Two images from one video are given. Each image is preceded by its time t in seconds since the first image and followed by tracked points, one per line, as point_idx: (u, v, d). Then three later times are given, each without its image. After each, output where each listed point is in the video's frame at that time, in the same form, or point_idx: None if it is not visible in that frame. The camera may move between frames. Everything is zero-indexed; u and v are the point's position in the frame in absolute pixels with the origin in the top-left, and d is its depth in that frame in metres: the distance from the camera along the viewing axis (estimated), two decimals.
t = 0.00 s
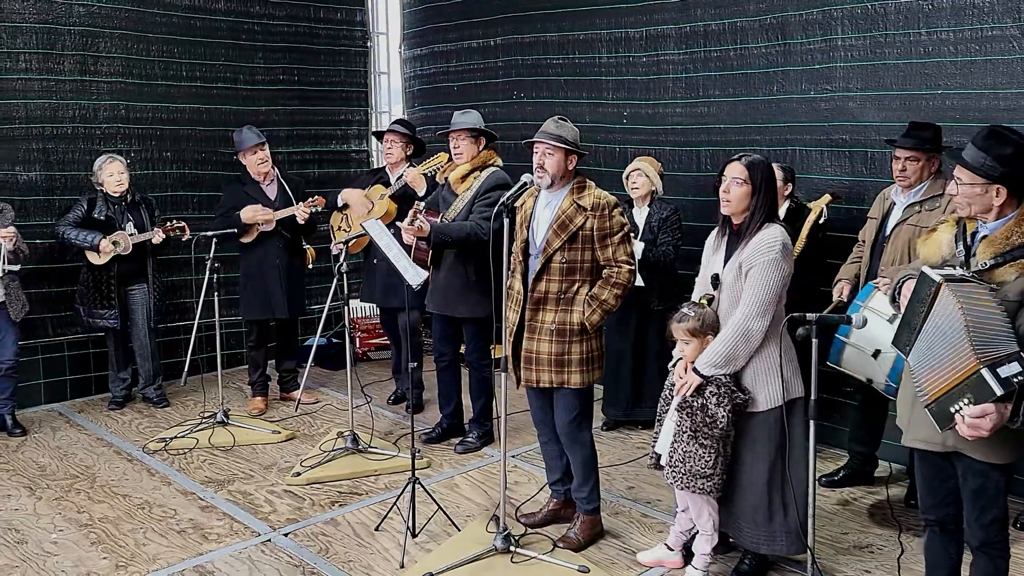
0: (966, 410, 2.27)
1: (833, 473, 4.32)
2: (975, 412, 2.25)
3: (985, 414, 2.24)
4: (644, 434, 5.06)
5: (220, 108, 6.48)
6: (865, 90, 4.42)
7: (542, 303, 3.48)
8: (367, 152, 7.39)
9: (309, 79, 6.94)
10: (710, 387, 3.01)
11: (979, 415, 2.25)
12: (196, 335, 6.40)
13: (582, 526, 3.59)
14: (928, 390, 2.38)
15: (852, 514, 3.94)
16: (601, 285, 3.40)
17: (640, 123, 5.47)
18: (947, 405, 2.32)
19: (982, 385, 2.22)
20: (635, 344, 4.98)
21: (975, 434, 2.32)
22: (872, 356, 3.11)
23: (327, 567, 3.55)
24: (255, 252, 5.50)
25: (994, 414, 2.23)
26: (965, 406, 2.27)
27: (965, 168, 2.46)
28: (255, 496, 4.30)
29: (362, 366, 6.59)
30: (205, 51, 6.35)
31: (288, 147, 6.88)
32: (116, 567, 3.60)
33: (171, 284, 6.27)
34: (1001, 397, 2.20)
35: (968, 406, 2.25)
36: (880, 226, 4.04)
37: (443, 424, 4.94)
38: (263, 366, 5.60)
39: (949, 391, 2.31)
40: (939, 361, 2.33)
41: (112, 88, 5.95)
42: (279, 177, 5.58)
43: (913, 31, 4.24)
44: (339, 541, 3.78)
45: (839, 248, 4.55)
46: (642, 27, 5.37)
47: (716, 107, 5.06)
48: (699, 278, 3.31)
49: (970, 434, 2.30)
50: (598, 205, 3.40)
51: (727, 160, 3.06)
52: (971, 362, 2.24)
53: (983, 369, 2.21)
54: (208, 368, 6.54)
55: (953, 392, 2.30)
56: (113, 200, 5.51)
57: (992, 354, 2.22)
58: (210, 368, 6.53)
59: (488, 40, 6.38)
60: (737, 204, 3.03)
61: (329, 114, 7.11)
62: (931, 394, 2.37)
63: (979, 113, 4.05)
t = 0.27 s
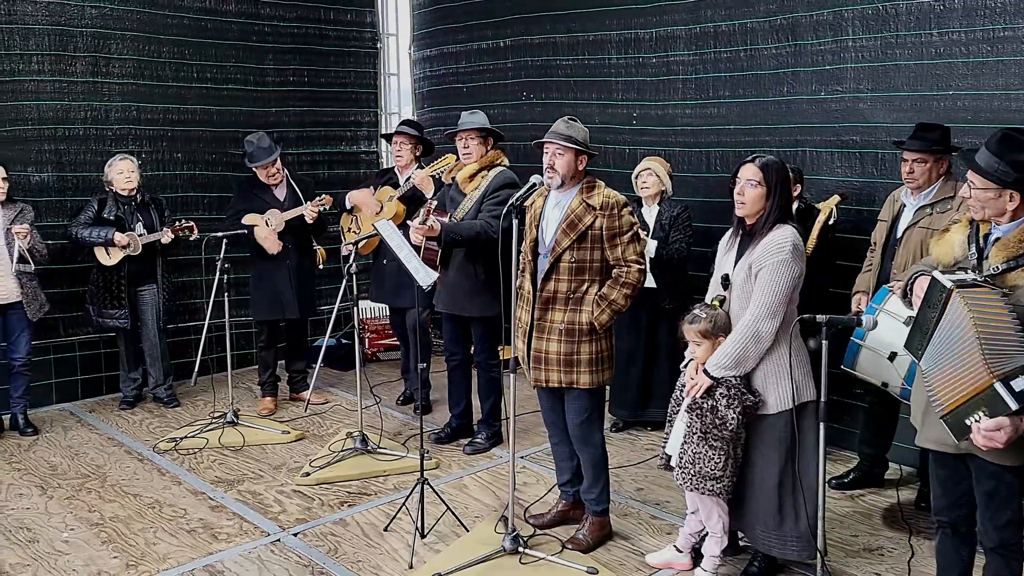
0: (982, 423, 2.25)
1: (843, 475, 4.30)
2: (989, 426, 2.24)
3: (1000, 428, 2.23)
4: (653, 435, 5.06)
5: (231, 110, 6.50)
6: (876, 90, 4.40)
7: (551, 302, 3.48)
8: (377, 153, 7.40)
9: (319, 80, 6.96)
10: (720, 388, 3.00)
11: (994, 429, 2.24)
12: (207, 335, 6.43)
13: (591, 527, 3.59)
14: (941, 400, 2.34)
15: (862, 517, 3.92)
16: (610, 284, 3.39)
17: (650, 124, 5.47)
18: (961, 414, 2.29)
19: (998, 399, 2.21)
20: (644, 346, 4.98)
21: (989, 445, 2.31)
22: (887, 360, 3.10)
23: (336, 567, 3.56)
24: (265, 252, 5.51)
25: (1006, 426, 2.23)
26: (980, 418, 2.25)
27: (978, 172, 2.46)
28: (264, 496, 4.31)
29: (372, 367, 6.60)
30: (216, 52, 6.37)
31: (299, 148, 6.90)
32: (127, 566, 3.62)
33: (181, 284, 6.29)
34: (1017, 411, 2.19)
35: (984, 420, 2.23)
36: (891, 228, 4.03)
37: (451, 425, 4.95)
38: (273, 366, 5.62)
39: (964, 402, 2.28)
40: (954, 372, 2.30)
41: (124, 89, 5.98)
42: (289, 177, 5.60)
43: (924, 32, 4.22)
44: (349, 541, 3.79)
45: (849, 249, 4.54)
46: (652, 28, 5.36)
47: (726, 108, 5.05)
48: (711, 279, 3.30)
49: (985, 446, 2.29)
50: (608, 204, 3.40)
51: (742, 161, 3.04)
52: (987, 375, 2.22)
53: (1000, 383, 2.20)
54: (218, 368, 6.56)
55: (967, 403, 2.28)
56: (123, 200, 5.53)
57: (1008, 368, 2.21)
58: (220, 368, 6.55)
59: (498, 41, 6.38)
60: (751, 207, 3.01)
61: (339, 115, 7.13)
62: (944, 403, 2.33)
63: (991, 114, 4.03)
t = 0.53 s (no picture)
0: (1002, 431, 2.19)
1: (853, 477, 4.28)
2: (1010, 432, 2.18)
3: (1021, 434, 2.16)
4: (663, 437, 5.05)
5: (242, 111, 6.53)
6: (887, 91, 4.39)
7: (564, 306, 3.47)
8: (387, 154, 7.42)
9: (329, 81, 6.98)
10: (732, 390, 3.00)
11: (1015, 436, 2.17)
12: (218, 335, 6.46)
13: (600, 528, 3.58)
14: (960, 412, 2.30)
15: (872, 519, 3.91)
16: (623, 287, 3.40)
17: (660, 124, 5.46)
18: (981, 425, 2.24)
19: (1015, 403, 2.16)
20: (654, 347, 4.97)
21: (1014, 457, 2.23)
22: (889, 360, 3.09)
23: (346, 567, 3.57)
24: (276, 253, 5.53)
25: None
26: (999, 426, 2.20)
27: (988, 172, 2.44)
28: (274, 496, 4.33)
29: (381, 368, 6.61)
30: (227, 54, 6.40)
31: (309, 149, 6.92)
32: (138, 564, 3.64)
33: (192, 285, 6.32)
34: None
35: (1003, 427, 2.18)
36: (903, 230, 4.01)
37: (461, 426, 4.95)
38: (283, 366, 5.64)
39: (982, 411, 2.23)
40: (970, 381, 2.26)
41: (136, 90, 6.01)
42: (299, 178, 5.61)
43: (937, 32, 4.20)
44: (358, 541, 3.80)
45: (861, 251, 4.52)
46: (663, 29, 5.35)
47: (737, 108, 5.03)
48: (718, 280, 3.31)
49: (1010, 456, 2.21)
50: (619, 206, 3.40)
51: (750, 163, 3.03)
52: (1001, 379, 2.18)
53: (1015, 386, 2.16)
54: (229, 368, 6.59)
55: (985, 412, 2.23)
56: (135, 202, 5.56)
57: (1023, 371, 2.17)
58: (231, 368, 6.58)
59: (508, 42, 6.39)
60: (760, 208, 3.00)
61: (349, 116, 7.15)
62: (963, 415, 2.29)
63: (1004, 115, 4.01)
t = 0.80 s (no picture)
0: None
1: (865, 480, 4.27)
2: None
3: None
4: (672, 439, 5.04)
5: (253, 112, 6.56)
6: (899, 92, 4.37)
7: (576, 308, 3.45)
8: (397, 155, 7.43)
9: (340, 83, 7.00)
10: (745, 390, 2.98)
11: None
12: (229, 336, 6.49)
13: (610, 530, 3.58)
14: (981, 417, 2.24)
15: (883, 522, 3.89)
16: (635, 287, 3.40)
17: (670, 126, 5.45)
18: (1007, 426, 2.19)
19: None
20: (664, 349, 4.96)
21: None
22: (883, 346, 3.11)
23: (355, 567, 3.58)
24: (287, 254, 5.55)
25: None
26: None
27: (999, 172, 2.44)
28: (285, 496, 4.34)
29: (391, 368, 6.63)
30: (238, 56, 6.43)
31: (320, 150, 6.94)
32: (149, 563, 3.66)
33: (204, 286, 6.35)
34: None
35: None
36: (914, 231, 3.99)
37: (470, 427, 4.96)
38: (294, 367, 5.66)
39: (1006, 412, 2.18)
40: (991, 382, 2.22)
41: (148, 92, 6.05)
42: (310, 179, 5.62)
43: (949, 33, 4.19)
44: (368, 541, 3.81)
45: (872, 253, 4.51)
46: (673, 30, 5.35)
47: (747, 109, 5.02)
48: (720, 281, 3.31)
49: None
50: (630, 207, 3.41)
51: (753, 163, 3.03)
52: None
53: None
54: (240, 369, 6.62)
55: (1009, 412, 2.18)
56: (147, 203, 5.59)
57: None
58: (242, 369, 6.61)
59: (518, 44, 6.39)
60: (763, 208, 3.01)
61: (360, 118, 7.17)
62: (984, 420, 2.23)
63: (1017, 116, 3.99)
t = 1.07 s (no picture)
0: None
1: (877, 483, 4.25)
2: None
3: None
4: (683, 440, 5.03)
5: (265, 114, 6.58)
6: (912, 92, 4.35)
7: (586, 308, 3.45)
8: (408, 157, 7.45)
9: (351, 84, 7.02)
10: (756, 391, 2.97)
11: None
12: (241, 336, 6.51)
13: (620, 531, 3.58)
14: (1001, 425, 2.19)
15: (895, 525, 3.87)
16: (645, 288, 3.40)
17: (681, 126, 5.44)
18: None
19: None
20: (674, 350, 4.95)
21: None
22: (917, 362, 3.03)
23: (366, 568, 3.59)
24: (299, 255, 5.57)
25: None
26: None
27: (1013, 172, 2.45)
28: (296, 496, 4.36)
29: (402, 369, 6.64)
30: (251, 58, 6.46)
31: (332, 151, 6.96)
32: (162, 562, 3.68)
33: (216, 286, 6.38)
34: None
35: None
36: (927, 233, 3.97)
37: (481, 428, 4.97)
38: (305, 367, 5.68)
39: None
40: (1012, 387, 2.18)
41: (161, 94, 6.08)
42: (322, 180, 5.63)
43: (963, 34, 4.17)
44: (379, 542, 3.82)
45: (885, 254, 4.49)
46: (685, 31, 5.34)
47: (759, 110, 5.00)
48: (722, 282, 3.29)
49: None
50: (642, 209, 3.40)
51: (757, 164, 3.02)
52: None
53: None
54: (252, 369, 6.64)
55: None
56: (160, 204, 5.62)
57: None
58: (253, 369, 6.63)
59: (530, 45, 6.39)
60: (767, 208, 3.00)
61: (371, 119, 7.18)
62: (1004, 426, 2.18)
63: None
